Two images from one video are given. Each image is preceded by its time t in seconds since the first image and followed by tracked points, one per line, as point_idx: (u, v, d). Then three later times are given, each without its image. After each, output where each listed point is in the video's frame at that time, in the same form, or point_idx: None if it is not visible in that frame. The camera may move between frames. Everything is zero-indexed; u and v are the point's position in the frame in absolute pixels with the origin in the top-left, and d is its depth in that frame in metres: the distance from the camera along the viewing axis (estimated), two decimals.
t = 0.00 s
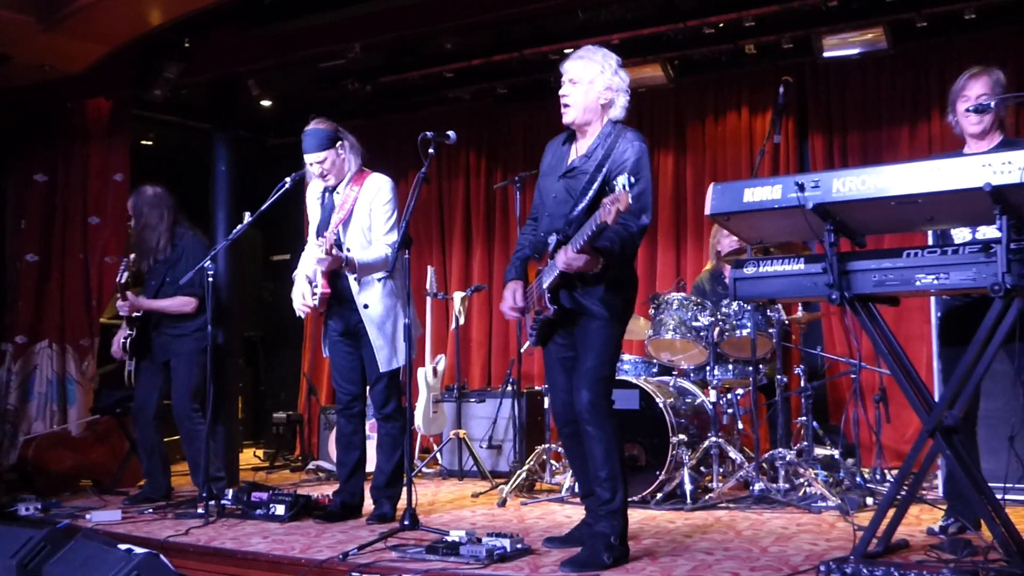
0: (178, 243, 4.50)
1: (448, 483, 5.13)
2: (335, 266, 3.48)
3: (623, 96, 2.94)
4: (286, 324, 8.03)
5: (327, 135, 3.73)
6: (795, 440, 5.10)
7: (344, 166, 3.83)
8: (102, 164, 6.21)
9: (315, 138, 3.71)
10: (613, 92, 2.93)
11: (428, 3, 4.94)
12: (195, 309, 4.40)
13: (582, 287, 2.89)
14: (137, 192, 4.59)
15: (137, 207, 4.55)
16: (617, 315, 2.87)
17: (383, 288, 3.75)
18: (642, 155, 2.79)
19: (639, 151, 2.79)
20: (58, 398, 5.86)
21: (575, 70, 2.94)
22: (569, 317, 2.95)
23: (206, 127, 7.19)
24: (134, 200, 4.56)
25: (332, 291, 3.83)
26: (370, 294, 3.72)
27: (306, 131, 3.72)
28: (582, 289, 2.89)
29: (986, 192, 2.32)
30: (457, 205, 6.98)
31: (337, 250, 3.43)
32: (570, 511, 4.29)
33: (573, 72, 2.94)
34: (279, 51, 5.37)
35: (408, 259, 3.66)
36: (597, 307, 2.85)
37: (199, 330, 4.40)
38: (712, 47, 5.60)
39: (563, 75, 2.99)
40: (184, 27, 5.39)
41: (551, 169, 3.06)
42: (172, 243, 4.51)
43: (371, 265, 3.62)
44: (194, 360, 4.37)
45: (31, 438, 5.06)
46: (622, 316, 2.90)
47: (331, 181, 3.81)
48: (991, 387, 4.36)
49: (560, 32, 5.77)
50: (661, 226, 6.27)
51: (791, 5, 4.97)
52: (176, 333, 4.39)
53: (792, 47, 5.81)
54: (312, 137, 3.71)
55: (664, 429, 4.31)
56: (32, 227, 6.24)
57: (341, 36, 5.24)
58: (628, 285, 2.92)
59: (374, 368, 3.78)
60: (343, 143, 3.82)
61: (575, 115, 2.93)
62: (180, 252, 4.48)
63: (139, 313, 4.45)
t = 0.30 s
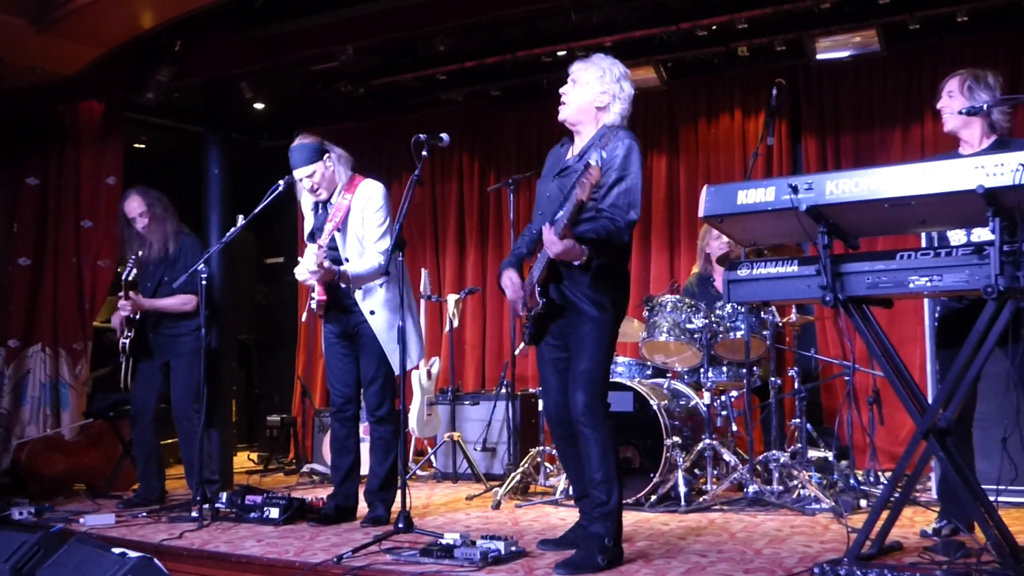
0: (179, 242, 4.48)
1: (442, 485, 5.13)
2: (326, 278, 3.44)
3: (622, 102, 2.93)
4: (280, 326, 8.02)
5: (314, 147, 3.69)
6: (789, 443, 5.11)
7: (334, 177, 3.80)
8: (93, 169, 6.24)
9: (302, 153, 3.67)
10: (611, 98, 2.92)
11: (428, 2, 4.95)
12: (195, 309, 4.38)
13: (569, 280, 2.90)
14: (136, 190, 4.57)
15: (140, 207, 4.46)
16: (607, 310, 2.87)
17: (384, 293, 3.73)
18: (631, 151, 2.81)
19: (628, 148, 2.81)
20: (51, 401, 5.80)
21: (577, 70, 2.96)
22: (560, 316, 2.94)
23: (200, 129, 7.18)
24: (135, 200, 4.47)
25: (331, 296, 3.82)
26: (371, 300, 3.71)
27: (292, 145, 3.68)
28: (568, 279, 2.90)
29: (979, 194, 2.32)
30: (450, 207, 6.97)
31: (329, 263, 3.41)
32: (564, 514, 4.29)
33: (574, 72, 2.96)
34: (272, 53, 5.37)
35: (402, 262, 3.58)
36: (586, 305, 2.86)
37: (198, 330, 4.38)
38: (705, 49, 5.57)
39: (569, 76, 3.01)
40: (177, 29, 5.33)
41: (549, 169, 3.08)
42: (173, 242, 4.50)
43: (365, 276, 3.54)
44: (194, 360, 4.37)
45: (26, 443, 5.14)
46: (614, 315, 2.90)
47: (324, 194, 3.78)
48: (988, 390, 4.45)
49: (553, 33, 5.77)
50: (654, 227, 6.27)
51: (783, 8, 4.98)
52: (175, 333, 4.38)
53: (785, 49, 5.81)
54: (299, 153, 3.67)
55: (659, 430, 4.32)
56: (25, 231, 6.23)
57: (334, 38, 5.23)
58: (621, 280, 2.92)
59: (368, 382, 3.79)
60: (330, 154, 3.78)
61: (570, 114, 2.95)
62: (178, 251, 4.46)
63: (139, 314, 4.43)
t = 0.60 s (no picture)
0: (175, 245, 4.50)
1: (434, 486, 5.13)
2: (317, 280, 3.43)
3: (615, 104, 2.93)
4: (274, 327, 8.03)
5: (302, 159, 3.66)
6: (781, 442, 5.11)
7: (326, 188, 3.73)
8: (84, 167, 6.12)
9: (291, 167, 3.65)
10: (604, 100, 2.91)
11: (419, 3, 4.95)
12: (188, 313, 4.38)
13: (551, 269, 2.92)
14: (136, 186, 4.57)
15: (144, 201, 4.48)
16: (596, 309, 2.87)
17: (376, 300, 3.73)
18: (618, 144, 2.80)
19: (614, 141, 2.80)
20: (42, 403, 5.83)
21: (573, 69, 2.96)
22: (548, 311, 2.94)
23: (192, 130, 7.17)
24: (141, 194, 4.48)
25: (320, 301, 3.79)
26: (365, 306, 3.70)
27: (280, 161, 3.66)
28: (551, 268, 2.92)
29: (969, 193, 2.33)
30: (442, 208, 6.97)
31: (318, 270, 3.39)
32: (556, 514, 4.30)
33: (571, 70, 2.97)
34: (264, 54, 5.38)
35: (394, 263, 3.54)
36: (571, 302, 2.86)
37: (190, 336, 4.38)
38: (695, 49, 5.57)
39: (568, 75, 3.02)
40: (168, 30, 5.38)
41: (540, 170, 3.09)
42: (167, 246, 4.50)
43: (355, 283, 3.53)
44: (187, 363, 4.36)
45: (18, 443, 5.10)
46: (602, 316, 2.89)
47: (317, 206, 3.73)
48: (979, 389, 4.39)
49: (544, 34, 5.77)
50: (646, 227, 6.28)
51: (774, 8, 4.98)
52: (170, 335, 4.38)
53: (775, 49, 5.83)
54: (288, 168, 3.65)
55: (651, 431, 4.33)
56: (16, 232, 6.22)
57: (326, 39, 5.24)
58: (607, 282, 2.92)
59: (351, 387, 3.74)
60: (320, 164, 3.74)
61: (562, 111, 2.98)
62: (173, 254, 4.46)
63: (130, 321, 4.43)
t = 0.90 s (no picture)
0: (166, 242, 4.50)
1: (430, 484, 5.13)
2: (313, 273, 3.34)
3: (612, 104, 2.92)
4: (262, 328, 8.01)
5: (301, 162, 3.64)
6: (776, 440, 5.12)
7: (324, 191, 3.71)
8: (79, 168, 6.19)
9: (290, 168, 3.62)
10: (599, 99, 2.91)
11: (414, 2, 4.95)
12: (177, 312, 4.37)
13: (548, 266, 2.92)
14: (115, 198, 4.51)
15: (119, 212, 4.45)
16: (595, 306, 2.86)
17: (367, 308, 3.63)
18: (611, 137, 2.80)
19: (607, 134, 2.81)
20: (37, 400, 5.75)
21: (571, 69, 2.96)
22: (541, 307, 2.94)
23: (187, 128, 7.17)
24: (113, 207, 4.47)
25: (310, 301, 3.71)
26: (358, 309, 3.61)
27: (280, 162, 3.64)
28: (546, 265, 2.93)
29: (965, 191, 2.33)
30: (438, 206, 6.97)
31: (313, 269, 3.28)
32: (552, 512, 4.29)
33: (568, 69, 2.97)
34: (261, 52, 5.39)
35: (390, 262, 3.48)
36: (570, 301, 2.86)
37: (181, 331, 4.38)
38: (692, 48, 5.58)
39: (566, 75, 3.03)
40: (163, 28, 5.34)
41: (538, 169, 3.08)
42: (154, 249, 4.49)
43: (350, 285, 3.42)
44: (175, 361, 4.35)
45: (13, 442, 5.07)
46: (600, 314, 2.89)
47: (314, 209, 3.71)
48: (970, 386, 4.35)
49: (540, 33, 5.78)
50: (642, 225, 6.28)
51: (771, 7, 4.99)
52: (157, 334, 4.37)
53: (771, 48, 5.84)
54: (287, 168, 3.63)
55: (647, 429, 4.33)
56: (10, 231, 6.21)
57: (322, 38, 5.24)
58: (604, 277, 2.92)
59: (333, 395, 3.61)
60: (320, 167, 3.73)
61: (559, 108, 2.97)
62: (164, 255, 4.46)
63: (118, 314, 4.43)
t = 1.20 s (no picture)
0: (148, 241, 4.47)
1: (425, 484, 5.12)
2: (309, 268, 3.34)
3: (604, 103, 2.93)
4: (261, 329, 8.02)
5: (291, 156, 3.61)
6: (771, 440, 5.13)
7: (314, 186, 3.70)
8: (75, 166, 6.19)
9: (280, 163, 3.59)
10: (591, 97, 2.91)
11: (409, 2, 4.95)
12: (167, 317, 4.34)
13: (552, 272, 2.92)
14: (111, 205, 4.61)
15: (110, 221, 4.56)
16: (590, 308, 2.87)
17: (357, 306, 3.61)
18: (605, 138, 2.78)
19: (601, 135, 2.79)
20: (31, 403, 5.79)
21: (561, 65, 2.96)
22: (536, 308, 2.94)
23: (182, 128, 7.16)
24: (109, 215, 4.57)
25: (302, 298, 3.65)
26: (349, 305, 3.58)
27: (270, 156, 3.60)
28: (548, 270, 2.93)
29: (959, 192, 2.34)
30: (433, 204, 6.97)
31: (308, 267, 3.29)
32: (547, 512, 4.30)
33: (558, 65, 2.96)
34: (255, 52, 5.38)
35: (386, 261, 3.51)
36: (565, 303, 2.86)
37: (176, 337, 4.36)
38: (687, 48, 5.59)
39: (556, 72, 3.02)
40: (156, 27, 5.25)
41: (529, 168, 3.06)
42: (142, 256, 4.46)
43: (345, 282, 3.41)
44: (172, 368, 4.35)
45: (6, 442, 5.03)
46: (595, 314, 2.89)
47: (304, 204, 3.69)
48: (968, 386, 4.41)
49: (535, 33, 5.78)
50: (637, 225, 6.29)
51: (765, 7, 4.99)
52: (151, 342, 4.35)
53: (767, 48, 5.84)
54: (276, 163, 3.59)
55: (642, 429, 4.32)
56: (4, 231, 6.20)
57: (316, 38, 5.24)
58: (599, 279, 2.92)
59: (329, 391, 3.55)
60: (309, 162, 3.72)
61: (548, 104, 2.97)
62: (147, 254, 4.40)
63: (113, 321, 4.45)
